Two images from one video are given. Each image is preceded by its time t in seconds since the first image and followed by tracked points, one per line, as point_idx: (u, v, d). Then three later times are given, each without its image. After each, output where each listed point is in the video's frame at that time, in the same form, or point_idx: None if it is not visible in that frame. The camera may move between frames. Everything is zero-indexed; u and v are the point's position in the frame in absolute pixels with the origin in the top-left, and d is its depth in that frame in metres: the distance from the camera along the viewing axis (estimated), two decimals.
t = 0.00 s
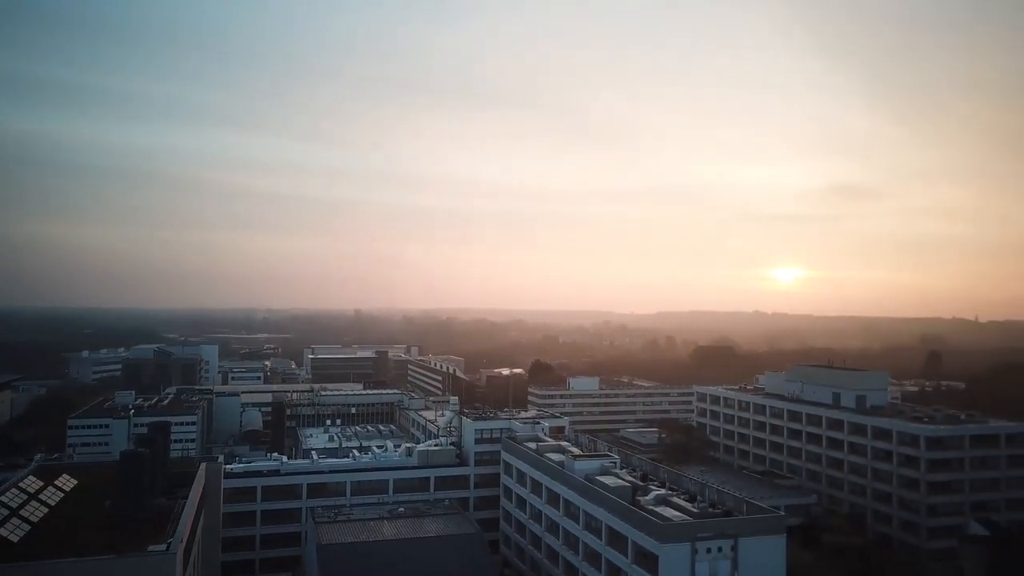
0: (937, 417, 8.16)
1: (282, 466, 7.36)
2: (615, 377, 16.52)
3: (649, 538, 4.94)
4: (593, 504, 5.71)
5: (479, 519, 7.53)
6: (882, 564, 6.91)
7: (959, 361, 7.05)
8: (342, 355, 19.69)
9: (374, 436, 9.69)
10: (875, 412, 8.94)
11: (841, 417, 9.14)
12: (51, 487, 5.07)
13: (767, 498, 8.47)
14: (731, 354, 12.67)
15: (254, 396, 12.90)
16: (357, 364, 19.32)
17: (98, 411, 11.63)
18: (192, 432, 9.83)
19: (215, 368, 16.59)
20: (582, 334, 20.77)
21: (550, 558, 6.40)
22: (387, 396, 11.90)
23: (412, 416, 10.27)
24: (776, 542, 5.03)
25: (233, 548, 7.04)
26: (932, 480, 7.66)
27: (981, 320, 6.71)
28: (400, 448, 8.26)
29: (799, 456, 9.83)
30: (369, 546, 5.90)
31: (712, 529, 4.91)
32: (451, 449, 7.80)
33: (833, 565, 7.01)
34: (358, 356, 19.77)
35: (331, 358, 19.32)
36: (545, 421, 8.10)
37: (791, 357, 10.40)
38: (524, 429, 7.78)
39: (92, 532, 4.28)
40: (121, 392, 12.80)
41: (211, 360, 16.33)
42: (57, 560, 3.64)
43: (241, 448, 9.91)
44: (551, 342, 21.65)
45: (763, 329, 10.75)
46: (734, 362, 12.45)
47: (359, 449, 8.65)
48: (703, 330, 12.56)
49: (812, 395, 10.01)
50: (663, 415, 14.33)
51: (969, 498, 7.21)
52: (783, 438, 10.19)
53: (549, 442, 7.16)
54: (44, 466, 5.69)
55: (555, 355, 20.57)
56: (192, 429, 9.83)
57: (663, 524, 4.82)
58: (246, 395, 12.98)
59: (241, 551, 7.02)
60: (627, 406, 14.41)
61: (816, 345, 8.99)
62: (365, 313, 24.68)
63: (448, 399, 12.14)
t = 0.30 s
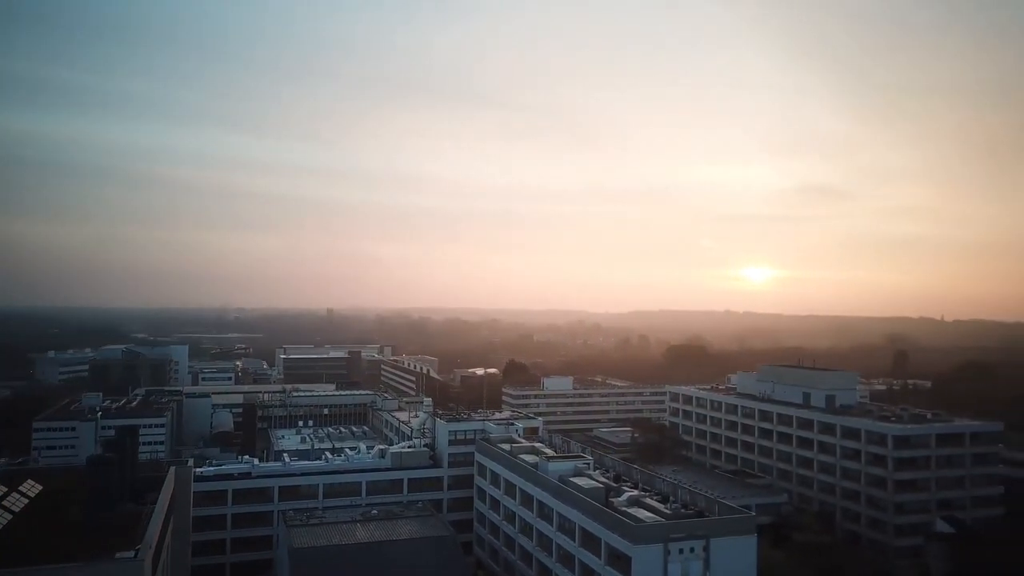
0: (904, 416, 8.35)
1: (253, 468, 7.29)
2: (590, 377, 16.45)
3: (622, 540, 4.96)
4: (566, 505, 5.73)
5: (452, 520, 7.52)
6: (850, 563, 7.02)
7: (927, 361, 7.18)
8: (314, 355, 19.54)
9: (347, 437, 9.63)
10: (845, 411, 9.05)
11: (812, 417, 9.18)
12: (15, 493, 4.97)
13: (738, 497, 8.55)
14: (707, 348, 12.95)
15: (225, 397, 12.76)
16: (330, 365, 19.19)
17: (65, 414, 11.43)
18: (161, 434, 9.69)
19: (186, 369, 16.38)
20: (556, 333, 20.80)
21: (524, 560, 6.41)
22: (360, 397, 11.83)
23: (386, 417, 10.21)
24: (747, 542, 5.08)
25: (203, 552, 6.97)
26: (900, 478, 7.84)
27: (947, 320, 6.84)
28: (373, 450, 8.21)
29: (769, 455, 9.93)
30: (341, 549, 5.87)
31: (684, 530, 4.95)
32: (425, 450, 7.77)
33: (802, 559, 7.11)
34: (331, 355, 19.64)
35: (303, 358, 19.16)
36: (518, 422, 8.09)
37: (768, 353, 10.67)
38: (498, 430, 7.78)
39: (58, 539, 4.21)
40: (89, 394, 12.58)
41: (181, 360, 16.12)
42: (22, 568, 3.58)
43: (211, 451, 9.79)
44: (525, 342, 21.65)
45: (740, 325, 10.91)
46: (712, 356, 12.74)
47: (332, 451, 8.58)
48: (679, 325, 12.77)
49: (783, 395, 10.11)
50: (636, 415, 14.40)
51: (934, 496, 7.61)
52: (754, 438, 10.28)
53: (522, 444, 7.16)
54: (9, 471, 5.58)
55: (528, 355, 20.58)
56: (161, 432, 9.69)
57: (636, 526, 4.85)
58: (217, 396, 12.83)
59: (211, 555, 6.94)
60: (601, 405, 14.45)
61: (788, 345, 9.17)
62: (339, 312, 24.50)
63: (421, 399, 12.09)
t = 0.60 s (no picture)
0: (872, 416, 8.47)
1: (223, 471, 7.20)
2: (565, 376, 16.50)
3: (595, 541, 4.98)
4: (540, 507, 5.74)
5: (426, 522, 7.49)
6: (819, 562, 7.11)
7: (896, 359, 7.30)
8: (286, 356, 19.36)
9: (319, 439, 9.55)
10: (814, 411, 9.17)
11: (782, 417, 9.27)
12: None
13: (710, 496, 8.61)
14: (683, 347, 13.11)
15: (196, 398, 12.60)
16: (302, 366, 19.05)
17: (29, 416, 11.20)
18: (128, 436, 9.54)
19: (154, 370, 16.15)
20: (530, 333, 20.83)
21: (497, 561, 6.41)
22: (333, 398, 11.74)
23: (358, 418, 10.15)
24: (718, 543, 5.13)
25: (173, 556, 6.88)
26: (867, 476, 7.86)
27: (916, 319, 6.96)
28: (345, 452, 8.15)
29: (740, 454, 10.03)
30: (314, 553, 5.82)
31: (657, 531, 4.97)
32: (398, 452, 7.74)
33: (773, 557, 7.20)
34: (303, 356, 19.49)
35: (275, 359, 18.98)
36: (491, 423, 8.09)
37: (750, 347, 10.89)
38: (471, 431, 7.77)
39: (23, 547, 4.14)
40: (54, 396, 12.35)
41: (149, 361, 15.88)
42: None
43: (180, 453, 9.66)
44: (499, 342, 21.65)
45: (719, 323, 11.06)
46: (690, 355, 12.91)
47: (304, 453, 8.51)
48: (656, 324, 12.87)
49: (754, 395, 10.22)
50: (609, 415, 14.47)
51: (901, 494, 7.83)
52: (725, 438, 10.37)
53: (496, 445, 7.16)
54: None
55: (502, 355, 20.57)
56: (129, 434, 9.54)
57: (609, 527, 4.87)
58: (186, 397, 12.66)
59: (180, 559, 6.86)
60: (574, 405, 14.50)
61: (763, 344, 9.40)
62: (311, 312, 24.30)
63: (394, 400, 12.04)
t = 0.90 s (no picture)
0: (842, 415, 8.59)
1: (193, 475, 7.11)
2: (539, 376, 16.53)
3: (568, 543, 4.99)
4: (513, 509, 5.74)
5: (399, 525, 7.46)
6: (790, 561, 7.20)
7: (863, 358, 7.39)
8: (258, 356, 19.18)
9: (291, 441, 9.47)
10: (785, 411, 9.28)
11: (753, 417, 9.36)
12: None
13: (682, 496, 8.66)
14: (657, 345, 13.21)
15: (165, 399, 12.43)
16: (274, 367, 18.88)
17: None
18: (95, 439, 9.38)
19: (123, 371, 15.91)
20: (504, 333, 20.83)
21: (471, 563, 6.40)
22: (306, 399, 11.64)
23: (331, 419, 10.07)
24: (690, 543, 5.17)
25: (141, 561, 6.78)
26: (837, 475, 7.99)
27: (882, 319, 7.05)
28: (317, 455, 8.09)
29: (713, 454, 10.11)
30: (285, 557, 5.77)
31: (629, 533, 5.00)
32: (372, 454, 7.69)
33: (745, 555, 7.28)
34: (275, 357, 19.32)
35: (246, 359, 18.80)
36: (465, 425, 8.07)
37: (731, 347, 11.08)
38: (445, 433, 7.76)
39: None
40: (19, 399, 12.11)
41: (118, 362, 15.63)
42: None
43: (149, 456, 9.53)
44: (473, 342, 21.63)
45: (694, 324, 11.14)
46: (665, 353, 13.01)
47: (275, 456, 8.43)
48: (631, 323, 12.97)
49: (726, 395, 10.30)
50: (583, 415, 14.52)
51: (870, 492, 7.95)
52: (698, 437, 10.45)
53: (470, 447, 7.15)
54: None
55: (477, 354, 20.55)
56: (96, 437, 9.38)
57: (582, 529, 4.89)
58: (156, 399, 12.49)
59: (149, 564, 6.77)
60: (548, 405, 14.52)
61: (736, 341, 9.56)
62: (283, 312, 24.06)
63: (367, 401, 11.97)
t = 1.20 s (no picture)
0: (812, 415, 8.69)
1: (163, 478, 7.01)
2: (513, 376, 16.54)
3: (542, 545, 5.00)
4: (487, 511, 5.73)
5: (371, 527, 7.42)
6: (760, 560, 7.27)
7: (834, 358, 7.47)
8: (229, 357, 18.97)
9: (262, 443, 9.38)
10: (756, 411, 9.37)
11: (725, 417, 9.44)
12: None
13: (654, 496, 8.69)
14: (631, 345, 13.30)
15: (134, 401, 12.25)
16: (245, 367, 18.68)
17: None
18: (61, 442, 9.20)
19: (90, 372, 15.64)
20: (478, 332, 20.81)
21: (444, 566, 6.38)
22: (278, 400, 11.53)
23: (303, 421, 9.98)
24: (663, 544, 5.20)
25: (108, 566, 6.67)
26: (808, 475, 8.07)
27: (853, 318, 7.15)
28: (289, 457, 8.01)
29: (685, 454, 10.18)
30: (257, 561, 5.71)
31: (603, 534, 5.02)
32: (344, 456, 7.64)
33: (716, 554, 7.33)
34: (247, 357, 19.12)
35: (217, 360, 18.58)
36: (439, 427, 8.05)
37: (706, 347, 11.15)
38: (418, 435, 7.73)
39: None
40: None
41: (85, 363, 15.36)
42: None
43: (116, 459, 9.38)
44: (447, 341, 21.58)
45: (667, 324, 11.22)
46: (638, 353, 13.08)
47: (246, 458, 8.34)
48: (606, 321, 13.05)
49: (697, 395, 10.38)
50: (557, 415, 14.55)
51: (839, 491, 8.06)
52: (670, 437, 10.51)
53: (443, 449, 7.13)
54: None
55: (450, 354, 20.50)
56: (62, 440, 9.21)
57: (556, 532, 4.89)
58: (124, 400, 12.29)
59: (117, 569, 6.66)
60: (523, 405, 14.53)
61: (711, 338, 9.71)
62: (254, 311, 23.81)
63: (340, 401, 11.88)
